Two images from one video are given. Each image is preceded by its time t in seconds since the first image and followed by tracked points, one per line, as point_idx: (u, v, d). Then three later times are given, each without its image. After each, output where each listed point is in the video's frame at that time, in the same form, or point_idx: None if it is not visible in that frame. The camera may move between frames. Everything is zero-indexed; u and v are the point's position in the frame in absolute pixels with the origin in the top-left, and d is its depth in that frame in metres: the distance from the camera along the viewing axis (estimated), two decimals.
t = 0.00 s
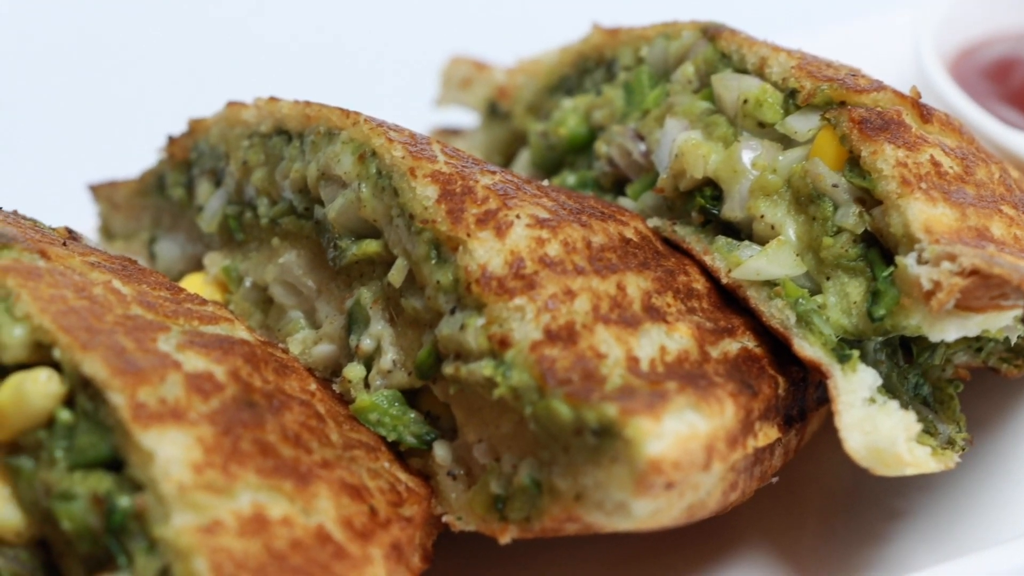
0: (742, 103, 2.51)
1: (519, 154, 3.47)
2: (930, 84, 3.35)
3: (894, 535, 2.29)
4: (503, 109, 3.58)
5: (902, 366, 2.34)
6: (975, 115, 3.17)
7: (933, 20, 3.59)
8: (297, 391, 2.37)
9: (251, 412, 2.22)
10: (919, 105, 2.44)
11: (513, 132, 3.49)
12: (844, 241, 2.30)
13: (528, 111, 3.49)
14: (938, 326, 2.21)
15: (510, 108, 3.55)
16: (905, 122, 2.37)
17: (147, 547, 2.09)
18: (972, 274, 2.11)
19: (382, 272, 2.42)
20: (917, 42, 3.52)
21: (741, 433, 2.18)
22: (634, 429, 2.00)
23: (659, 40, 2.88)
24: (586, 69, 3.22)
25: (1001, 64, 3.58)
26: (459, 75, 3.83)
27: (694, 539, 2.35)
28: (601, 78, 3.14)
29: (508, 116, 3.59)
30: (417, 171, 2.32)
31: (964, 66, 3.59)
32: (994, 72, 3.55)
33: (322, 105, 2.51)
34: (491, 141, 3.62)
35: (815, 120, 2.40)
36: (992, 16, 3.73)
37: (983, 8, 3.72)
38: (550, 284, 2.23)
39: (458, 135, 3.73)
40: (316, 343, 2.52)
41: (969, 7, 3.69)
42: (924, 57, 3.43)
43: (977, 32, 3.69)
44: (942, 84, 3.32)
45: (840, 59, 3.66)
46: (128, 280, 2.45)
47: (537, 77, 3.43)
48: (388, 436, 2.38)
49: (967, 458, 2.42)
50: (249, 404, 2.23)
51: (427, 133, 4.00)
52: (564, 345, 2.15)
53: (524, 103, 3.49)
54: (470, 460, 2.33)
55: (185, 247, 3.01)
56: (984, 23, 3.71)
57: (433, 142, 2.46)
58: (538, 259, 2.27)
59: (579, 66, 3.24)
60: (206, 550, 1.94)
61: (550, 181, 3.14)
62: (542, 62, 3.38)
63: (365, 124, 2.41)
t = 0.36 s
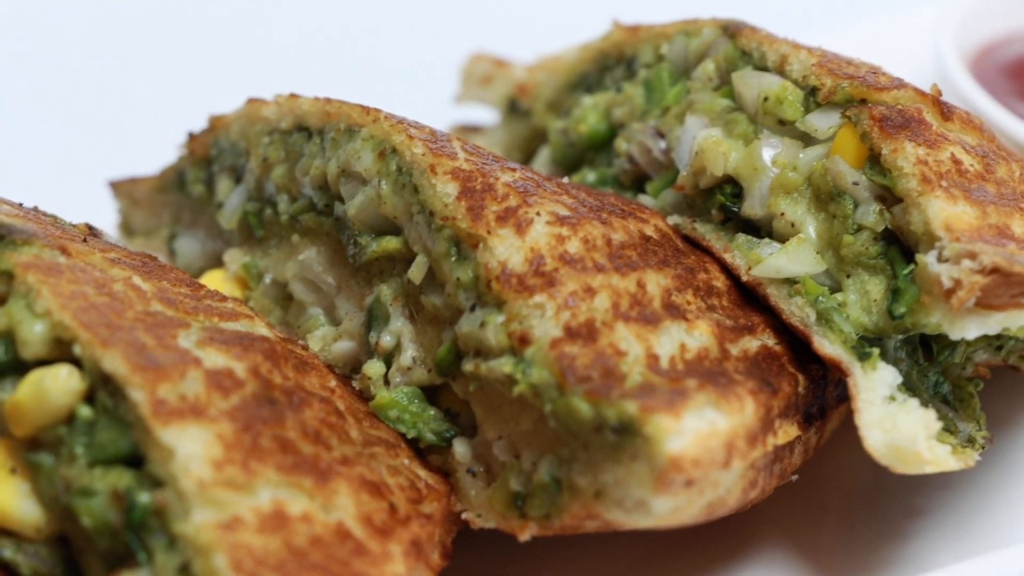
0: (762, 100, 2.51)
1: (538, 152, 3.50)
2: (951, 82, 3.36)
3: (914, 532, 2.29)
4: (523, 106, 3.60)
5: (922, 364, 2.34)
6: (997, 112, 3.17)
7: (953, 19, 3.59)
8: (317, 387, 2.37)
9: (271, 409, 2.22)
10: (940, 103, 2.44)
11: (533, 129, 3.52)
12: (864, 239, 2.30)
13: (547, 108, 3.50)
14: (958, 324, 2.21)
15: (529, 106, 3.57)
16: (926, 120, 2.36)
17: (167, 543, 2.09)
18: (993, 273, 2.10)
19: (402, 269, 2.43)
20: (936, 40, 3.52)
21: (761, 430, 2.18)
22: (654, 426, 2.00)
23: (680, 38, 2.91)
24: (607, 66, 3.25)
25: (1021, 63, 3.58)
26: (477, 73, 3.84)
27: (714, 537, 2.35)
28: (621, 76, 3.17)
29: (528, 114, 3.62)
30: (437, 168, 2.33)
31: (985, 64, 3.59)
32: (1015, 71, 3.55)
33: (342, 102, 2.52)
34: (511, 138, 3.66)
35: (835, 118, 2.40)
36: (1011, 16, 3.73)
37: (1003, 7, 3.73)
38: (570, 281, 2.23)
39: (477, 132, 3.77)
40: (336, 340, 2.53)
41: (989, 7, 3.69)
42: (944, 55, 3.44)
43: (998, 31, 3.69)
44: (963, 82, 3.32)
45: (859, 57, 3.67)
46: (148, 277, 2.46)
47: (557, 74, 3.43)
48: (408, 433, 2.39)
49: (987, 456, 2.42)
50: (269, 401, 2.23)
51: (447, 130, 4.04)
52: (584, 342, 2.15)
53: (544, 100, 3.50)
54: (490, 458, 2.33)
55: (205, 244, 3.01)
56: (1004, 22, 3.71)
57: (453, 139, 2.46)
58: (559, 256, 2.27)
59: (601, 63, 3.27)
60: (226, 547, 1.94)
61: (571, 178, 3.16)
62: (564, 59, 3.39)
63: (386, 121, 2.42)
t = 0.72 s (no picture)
0: (781, 97, 2.51)
1: (557, 149, 3.54)
2: (971, 80, 3.36)
3: (933, 530, 2.29)
4: (542, 104, 3.64)
5: (941, 362, 2.34)
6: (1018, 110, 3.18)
7: (972, 18, 3.60)
8: (335, 384, 2.38)
9: (290, 406, 2.22)
10: (959, 101, 2.43)
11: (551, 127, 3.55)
12: (883, 236, 2.29)
13: (565, 106, 3.51)
14: (977, 322, 2.18)
15: (549, 103, 3.61)
16: (945, 118, 2.36)
17: (186, 540, 2.09)
18: (1012, 271, 2.10)
19: (421, 266, 2.43)
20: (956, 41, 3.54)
21: (779, 428, 2.18)
22: (673, 424, 1.99)
23: (699, 35, 2.89)
24: (625, 64, 3.25)
25: None
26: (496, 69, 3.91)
27: (733, 534, 2.35)
28: (640, 74, 3.17)
29: (546, 111, 3.65)
30: (456, 165, 2.33)
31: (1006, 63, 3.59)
32: None
33: (361, 99, 2.54)
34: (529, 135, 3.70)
35: (855, 116, 2.40)
36: None
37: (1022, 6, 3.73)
38: (589, 278, 2.23)
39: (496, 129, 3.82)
40: (354, 337, 2.54)
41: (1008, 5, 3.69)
42: (964, 53, 3.44)
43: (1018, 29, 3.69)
44: (983, 80, 3.33)
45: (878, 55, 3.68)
46: (167, 273, 2.46)
47: (576, 72, 3.48)
48: (426, 431, 2.38)
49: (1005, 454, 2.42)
50: (288, 398, 2.23)
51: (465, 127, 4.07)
52: (602, 340, 2.15)
53: (562, 97, 3.53)
54: (509, 455, 2.34)
55: (224, 241, 3.03)
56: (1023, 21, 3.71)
57: (472, 137, 2.47)
58: (578, 253, 2.27)
59: (618, 61, 3.27)
60: (245, 544, 1.94)
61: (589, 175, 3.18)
62: (583, 56, 3.41)
63: (404, 118, 2.43)
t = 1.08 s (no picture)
0: (801, 95, 2.52)
1: (577, 145, 3.56)
2: (991, 79, 3.37)
3: (952, 527, 2.29)
4: (562, 100, 3.68)
5: (961, 360, 2.33)
6: None
7: (992, 17, 3.60)
8: (355, 380, 2.38)
9: (309, 402, 2.21)
10: (979, 99, 2.44)
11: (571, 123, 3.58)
12: (903, 234, 2.29)
13: (586, 103, 3.56)
14: (997, 320, 2.19)
15: (568, 100, 3.63)
16: (965, 115, 2.36)
17: (205, 536, 2.06)
18: None
19: (440, 263, 2.44)
20: (976, 37, 3.55)
21: (799, 426, 2.17)
22: (693, 421, 1.99)
23: (719, 32, 2.93)
24: (645, 60, 3.27)
25: None
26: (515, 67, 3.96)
27: (752, 532, 2.35)
28: (659, 70, 3.21)
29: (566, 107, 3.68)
30: (476, 162, 2.34)
31: None
32: None
33: (381, 95, 2.55)
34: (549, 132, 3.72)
35: (875, 113, 2.41)
36: None
37: None
38: (608, 275, 2.23)
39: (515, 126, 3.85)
40: (374, 333, 2.56)
41: None
42: (985, 53, 3.45)
43: None
44: (1004, 80, 3.33)
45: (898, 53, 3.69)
46: (187, 269, 2.47)
47: (597, 68, 3.50)
48: (446, 427, 2.39)
49: None
50: (308, 394, 2.23)
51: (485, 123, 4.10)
52: (622, 337, 2.14)
53: (582, 94, 3.57)
54: (527, 452, 2.34)
55: (242, 237, 3.09)
56: None
57: (492, 133, 2.47)
58: (597, 250, 2.27)
59: (639, 58, 3.30)
60: (264, 541, 1.94)
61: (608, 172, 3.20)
62: (602, 53, 3.43)
63: (424, 115, 2.44)
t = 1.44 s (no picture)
0: (821, 91, 2.53)
1: (595, 141, 3.57)
2: (1012, 77, 3.37)
3: (972, 522, 2.29)
4: (581, 96, 3.68)
5: (979, 356, 2.34)
6: None
7: (1012, 15, 3.60)
8: (373, 375, 2.38)
9: (328, 397, 2.21)
10: (999, 95, 2.43)
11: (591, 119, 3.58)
12: (922, 230, 2.29)
13: (604, 99, 3.56)
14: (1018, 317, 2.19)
15: (587, 96, 3.64)
16: (985, 112, 2.35)
17: (224, 531, 2.05)
18: None
19: (459, 258, 2.45)
20: (996, 34, 3.56)
21: (818, 422, 2.17)
22: (711, 417, 1.98)
23: (739, 28, 2.94)
24: (665, 57, 3.29)
25: None
26: (535, 62, 3.98)
27: (771, 529, 2.35)
28: (679, 66, 3.22)
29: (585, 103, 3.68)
30: (495, 158, 2.34)
31: None
32: None
33: (400, 91, 2.57)
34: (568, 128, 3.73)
35: (894, 109, 2.41)
36: None
37: None
38: (627, 271, 2.23)
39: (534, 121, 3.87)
40: (392, 329, 2.56)
41: None
42: (1004, 50, 3.45)
43: None
44: None
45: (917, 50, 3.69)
46: (206, 264, 2.48)
47: (615, 65, 3.50)
48: (464, 422, 2.39)
49: None
50: (326, 389, 2.23)
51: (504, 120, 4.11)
52: (641, 333, 2.14)
53: (601, 90, 3.56)
54: (546, 447, 2.34)
55: (262, 233, 3.08)
56: None
57: (512, 129, 2.48)
58: (616, 246, 2.27)
59: (658, 54, 3.30)
60: (284, 534, 1.95)
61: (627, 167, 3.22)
62: (622, 49, 3.44)
63: (444, 111, 2.45)
